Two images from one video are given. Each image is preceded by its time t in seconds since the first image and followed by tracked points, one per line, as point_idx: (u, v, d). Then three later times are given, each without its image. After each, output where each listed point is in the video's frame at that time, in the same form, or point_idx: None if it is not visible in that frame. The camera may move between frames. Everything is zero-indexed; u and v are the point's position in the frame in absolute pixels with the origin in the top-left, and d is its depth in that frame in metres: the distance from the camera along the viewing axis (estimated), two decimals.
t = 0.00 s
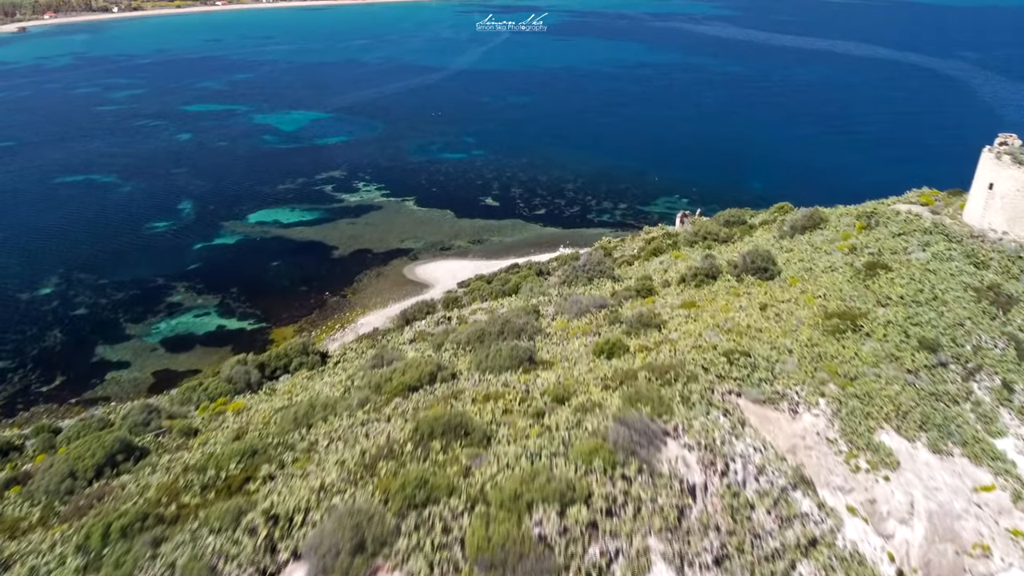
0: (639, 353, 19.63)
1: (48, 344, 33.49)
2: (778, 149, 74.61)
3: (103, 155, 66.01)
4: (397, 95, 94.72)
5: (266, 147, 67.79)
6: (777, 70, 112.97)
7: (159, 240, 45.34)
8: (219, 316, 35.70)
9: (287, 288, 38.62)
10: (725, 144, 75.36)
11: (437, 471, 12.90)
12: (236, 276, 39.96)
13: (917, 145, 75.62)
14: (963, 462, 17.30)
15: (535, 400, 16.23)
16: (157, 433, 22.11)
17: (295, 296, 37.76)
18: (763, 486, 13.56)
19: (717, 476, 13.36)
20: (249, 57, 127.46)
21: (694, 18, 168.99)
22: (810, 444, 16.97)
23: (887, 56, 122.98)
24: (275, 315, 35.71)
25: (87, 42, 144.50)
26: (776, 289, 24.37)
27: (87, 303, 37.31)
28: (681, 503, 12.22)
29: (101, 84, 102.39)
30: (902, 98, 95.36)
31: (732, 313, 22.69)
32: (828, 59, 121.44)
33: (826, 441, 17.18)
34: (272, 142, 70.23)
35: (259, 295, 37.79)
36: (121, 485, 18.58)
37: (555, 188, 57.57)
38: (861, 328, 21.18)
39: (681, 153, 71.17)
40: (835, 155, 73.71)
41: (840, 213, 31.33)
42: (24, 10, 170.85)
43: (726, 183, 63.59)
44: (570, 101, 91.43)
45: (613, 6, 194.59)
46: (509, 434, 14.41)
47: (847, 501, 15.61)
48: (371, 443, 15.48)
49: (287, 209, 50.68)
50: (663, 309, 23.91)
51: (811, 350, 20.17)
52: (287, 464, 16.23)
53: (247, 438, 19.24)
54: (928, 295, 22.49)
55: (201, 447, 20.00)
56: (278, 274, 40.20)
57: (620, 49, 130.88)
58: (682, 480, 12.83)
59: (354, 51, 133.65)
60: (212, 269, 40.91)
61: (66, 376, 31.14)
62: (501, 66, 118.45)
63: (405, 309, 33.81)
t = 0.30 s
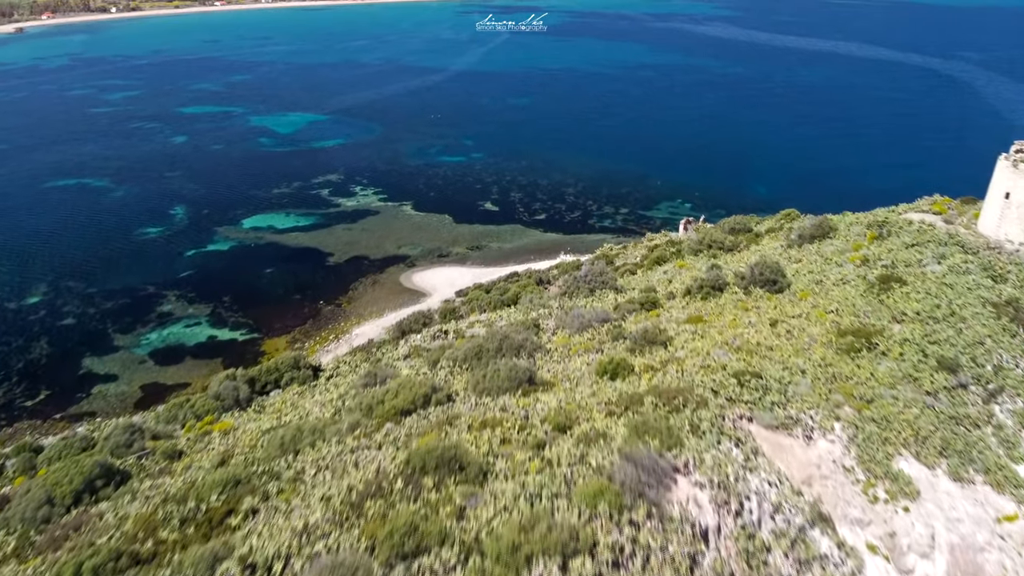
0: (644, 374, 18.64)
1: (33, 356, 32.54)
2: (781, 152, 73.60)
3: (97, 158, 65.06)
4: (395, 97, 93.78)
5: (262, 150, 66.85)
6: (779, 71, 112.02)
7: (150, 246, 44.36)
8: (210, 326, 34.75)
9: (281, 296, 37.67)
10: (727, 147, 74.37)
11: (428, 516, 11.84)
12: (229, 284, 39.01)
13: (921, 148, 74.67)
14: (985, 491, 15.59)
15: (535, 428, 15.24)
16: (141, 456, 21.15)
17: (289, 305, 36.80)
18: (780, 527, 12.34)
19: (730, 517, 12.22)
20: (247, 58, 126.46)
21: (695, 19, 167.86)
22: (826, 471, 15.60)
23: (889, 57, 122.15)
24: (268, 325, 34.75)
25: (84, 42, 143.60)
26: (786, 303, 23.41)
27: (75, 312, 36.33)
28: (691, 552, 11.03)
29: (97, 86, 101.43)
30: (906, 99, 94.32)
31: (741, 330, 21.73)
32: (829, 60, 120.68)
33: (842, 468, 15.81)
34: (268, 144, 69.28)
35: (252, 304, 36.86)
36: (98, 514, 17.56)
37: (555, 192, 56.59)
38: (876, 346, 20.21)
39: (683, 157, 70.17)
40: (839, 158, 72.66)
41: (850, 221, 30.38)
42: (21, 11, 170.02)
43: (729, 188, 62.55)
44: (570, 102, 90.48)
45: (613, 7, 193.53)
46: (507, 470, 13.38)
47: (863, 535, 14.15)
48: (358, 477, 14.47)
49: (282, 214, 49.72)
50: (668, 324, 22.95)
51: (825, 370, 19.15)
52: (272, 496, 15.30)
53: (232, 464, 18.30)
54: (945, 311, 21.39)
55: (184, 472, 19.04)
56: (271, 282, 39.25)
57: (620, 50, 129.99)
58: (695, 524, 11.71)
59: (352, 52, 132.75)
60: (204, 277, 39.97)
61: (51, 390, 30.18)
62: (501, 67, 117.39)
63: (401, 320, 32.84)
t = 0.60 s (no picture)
0: (649, 397, 17.63)
1: (18, 368, 31.58)
2: (783, 154, 72.64)
3: (90, 161, 64.10)
4: (393, 98, 92.87)
5: (258, 153, 65.88)
6: (781, 72, 111.14)
7: (142, 253, 43.41)
8: (200, 337, 33.80)
9: (274, 305, 36.67)
10: (729, 150, 73.39)
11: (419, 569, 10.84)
12: (221, 292, 38.06)
13: (926, 151, 73.70)
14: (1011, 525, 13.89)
15: (534, 461, 14.28)
16: (122, 481, 20.21)
17: (281, 314, 35.84)
18: None
19: (746, 564, 11.18)
20: (245, 59, 125.53)
21: (695, 19, 166.92)
22: (841, 502, 14.22)
23: (890, 57, 121.31)
24: (259, 336, 33.79)
25: (82, 43, 142.76)
26: (796, 319, 22.49)
27: (62, 322, 35.38)
28: None
29: (92, 87, 100.42)
30: (909, 101, 93.28)
31: (750, 348, 20.77)
32: (830, 60, 119.93)
33: (857, 497, 14.40)
34: (264, 147, 68.33)
35: (244, 313, 35.90)
36: (74, 546, 16.56)
37: (555, 196, 55.58)
38: (893, 367, 19.20)
39: (685, 160, 69.09)
40: (843, 161, 71.68)
41: (860, 231, 29.41)
42: (18, 11, 169.09)
43: (732, 192, 61.47)
44: (570, 104, 89.54)
45: (613, 7, 192.56)
46: (505, 511, 12.40)
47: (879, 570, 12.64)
48: (344, 514, 13.47)
49: (276, 220, 48.72)
50: (674, 340, 21.98)
51: (840, 393, 18.08)
52: (254, 534, 14.29)
53: (215, 494, 17.34)
54: (965, 327, 20.24)
55: (165, 500, 18.06)
56: (264, 291, 38.25)
57: (620, 51, 129.08)
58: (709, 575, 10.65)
59: (351, 52, 131.85)
60: (195, 285, 39.01)
61: (35, 404, 29.26)
62: (501, 68, 116.37)
63: (396, 331, 31.80)
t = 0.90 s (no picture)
0: (655, 423, 16.63)
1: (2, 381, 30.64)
2: (786, 157, 71.72)
3: (84, 164, 63.17)
4: (392, 100, 92.04)
5: (254, 156, 64.92)
6: (782, 73, 110.37)
7: (133, 260, 42.47)
8: (190, 348, 32.84)
9: (266, 315, 35.69)
10: (731, 152, 72.51)
11: None
12: (213, 301, 37.10)
13: (930, 153, 72.78)
14: None
15: (534, 498, 13.30)
16: (101, 507, 19.19)
17: (274, 324, 34.87)
18: None
19: None
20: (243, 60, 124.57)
21: (696, 20, 165.95)
22: (857, 535, 12.75)
23: (892, 58, 120.55)
24: (250, 348, 32.80)
25: (78, 44, 141.63)
26: (807, 337, 21.50)
27: (49, 332, 34.45)
28: None
29: (88, 89, 99.46)
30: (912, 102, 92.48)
31: (761, 367, 19.76)
32: (832, 61, 119.22)
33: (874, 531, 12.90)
34: (260, 150, 67.39)
35: (236, 324, 34.92)
36: None
37: (556, 201, 54.61)
38: (911, 390, 18.03)
39: (687, 163, 68.09)
40: (846, 163, 70.73)
41: (871, 241, 28.46)
42: (15, 11, 168.32)
43: (736, 196, 60.42)
44: (570, 106, 88.68)
45: (614, 7, 191.63)
46: (502, 560, 11.40)
47: None
48: (329, 557, 12.46)
49: (271, 225, 47.76)
50: (680, 358, 20.99)
51: (857, 418, 16.92)
52: None
53: (196, 527, 16.33)
54: (986, 346, 19.08)
55: (144, 532, 17.06)
56: (257, 300, 37.29)
57: (620, 51, 128.30)
58: None
59: (349, 53, 131.04)
60: (187, 294, 38.06)
61: (19, 420, 28.33)
62: (500, 69, 115.45)
63: (392, 343, 30.84)
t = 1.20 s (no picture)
0: (663, 452, 15.65)
1: None
2: (790, 159, 70.67)
3: (76, 168, 62.20)
4: (390, 101, 91.13)
5: (250, 160, 64.01)
6: (784, 75, 109.48)
7: (123, 267, 41.50)
8: (179, 360, 31.90)
9: (258, 325, 34.73)
10: (734, 154, 71.49)
11: None
12: (204, 311, 36.16)
13: (936, 155, 71.70)
14: None
15: (533, 541, 12.34)
16: (79, 536, 18.19)
17: (266, 335, 33.89)
18: None
19: None
20: (241, 61, 123.60)
21: (697, 21, 164.97)
22: None
23: (895, 59, 119.70)
24: (242, 360, 31.84)
25: (75, 45, 140.55)
26: (820, 356, 20.52)
27: (35, 343, 33.49)
28: None
29: (84, 90, 98.53)
30: (916, 104, 91.58)
31: (772, 389, 18.76)
32: (834, 62, 118.40)
33: None
34: (256, 153, 66.48)
35: (227, 334, 33.96)
36: None
37: (556, 206, 53.63)
38: (931, 415, 16.93)
39: (689, 166, 67.08)
40: (851, 166, 69.65)
41: (883, 251, 27.53)
42: (13, 12, 167.54)
43: (740, 200, 59.35)
44: (570, 108, 87.77)
45: (614, 8, 190.64)
46: None
47: None
48: None
49: (265, 231, 46.79)
50: (688, 378, 20.03)
51: (875, 446, 15.91)
52: None
53: (175, 562, 15.38)
54: (1011, 368, 18.02)
55: (121, 566, 16.10)
56: (249, 309, 36.35)
57: (621, 52, 127.30)
58: None
59: (348, 54, 130.15)
60: (178, 303, 37.12)
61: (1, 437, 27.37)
62: (500, 70, 114.47)
63: (387, 356, 29.87)
